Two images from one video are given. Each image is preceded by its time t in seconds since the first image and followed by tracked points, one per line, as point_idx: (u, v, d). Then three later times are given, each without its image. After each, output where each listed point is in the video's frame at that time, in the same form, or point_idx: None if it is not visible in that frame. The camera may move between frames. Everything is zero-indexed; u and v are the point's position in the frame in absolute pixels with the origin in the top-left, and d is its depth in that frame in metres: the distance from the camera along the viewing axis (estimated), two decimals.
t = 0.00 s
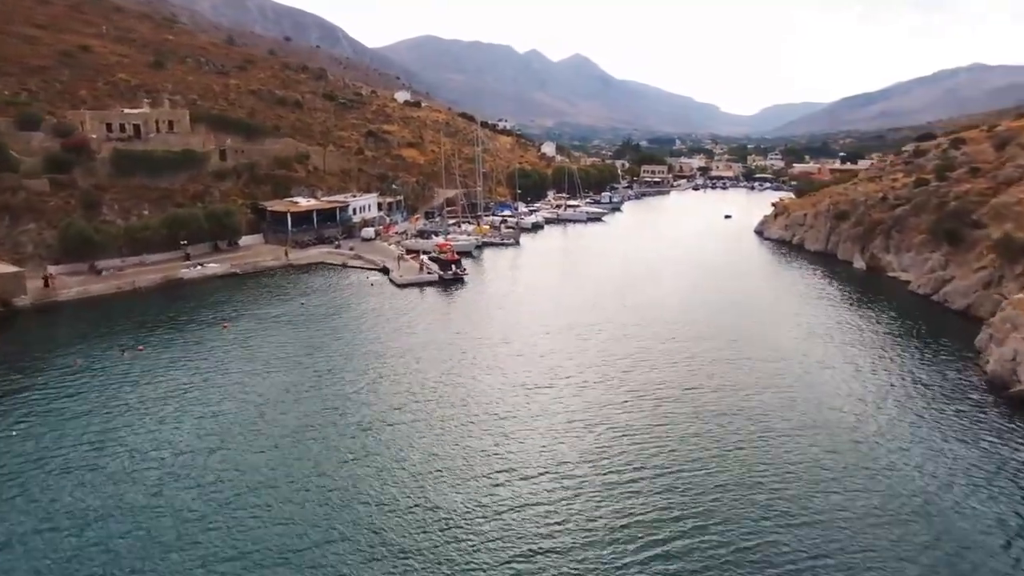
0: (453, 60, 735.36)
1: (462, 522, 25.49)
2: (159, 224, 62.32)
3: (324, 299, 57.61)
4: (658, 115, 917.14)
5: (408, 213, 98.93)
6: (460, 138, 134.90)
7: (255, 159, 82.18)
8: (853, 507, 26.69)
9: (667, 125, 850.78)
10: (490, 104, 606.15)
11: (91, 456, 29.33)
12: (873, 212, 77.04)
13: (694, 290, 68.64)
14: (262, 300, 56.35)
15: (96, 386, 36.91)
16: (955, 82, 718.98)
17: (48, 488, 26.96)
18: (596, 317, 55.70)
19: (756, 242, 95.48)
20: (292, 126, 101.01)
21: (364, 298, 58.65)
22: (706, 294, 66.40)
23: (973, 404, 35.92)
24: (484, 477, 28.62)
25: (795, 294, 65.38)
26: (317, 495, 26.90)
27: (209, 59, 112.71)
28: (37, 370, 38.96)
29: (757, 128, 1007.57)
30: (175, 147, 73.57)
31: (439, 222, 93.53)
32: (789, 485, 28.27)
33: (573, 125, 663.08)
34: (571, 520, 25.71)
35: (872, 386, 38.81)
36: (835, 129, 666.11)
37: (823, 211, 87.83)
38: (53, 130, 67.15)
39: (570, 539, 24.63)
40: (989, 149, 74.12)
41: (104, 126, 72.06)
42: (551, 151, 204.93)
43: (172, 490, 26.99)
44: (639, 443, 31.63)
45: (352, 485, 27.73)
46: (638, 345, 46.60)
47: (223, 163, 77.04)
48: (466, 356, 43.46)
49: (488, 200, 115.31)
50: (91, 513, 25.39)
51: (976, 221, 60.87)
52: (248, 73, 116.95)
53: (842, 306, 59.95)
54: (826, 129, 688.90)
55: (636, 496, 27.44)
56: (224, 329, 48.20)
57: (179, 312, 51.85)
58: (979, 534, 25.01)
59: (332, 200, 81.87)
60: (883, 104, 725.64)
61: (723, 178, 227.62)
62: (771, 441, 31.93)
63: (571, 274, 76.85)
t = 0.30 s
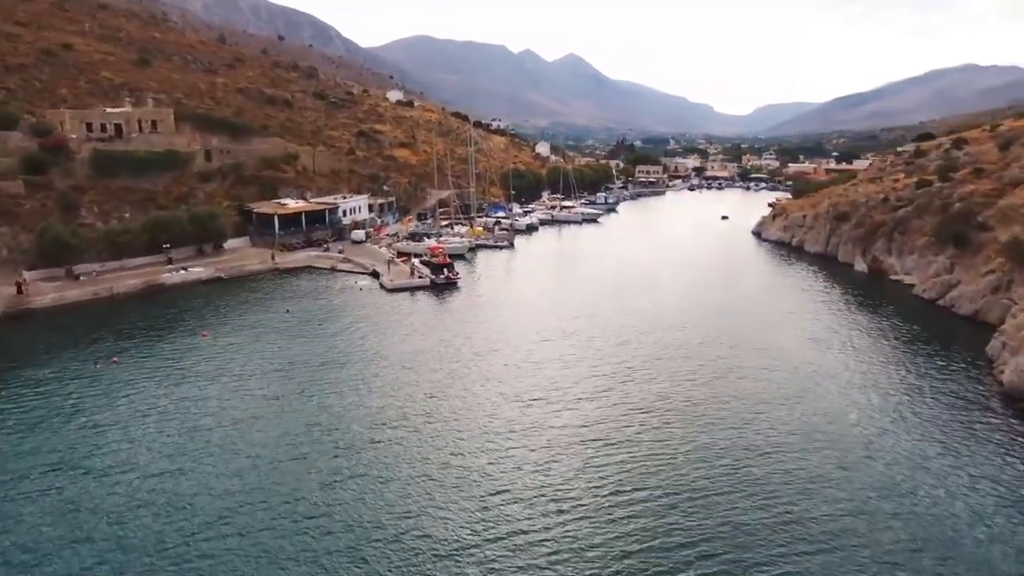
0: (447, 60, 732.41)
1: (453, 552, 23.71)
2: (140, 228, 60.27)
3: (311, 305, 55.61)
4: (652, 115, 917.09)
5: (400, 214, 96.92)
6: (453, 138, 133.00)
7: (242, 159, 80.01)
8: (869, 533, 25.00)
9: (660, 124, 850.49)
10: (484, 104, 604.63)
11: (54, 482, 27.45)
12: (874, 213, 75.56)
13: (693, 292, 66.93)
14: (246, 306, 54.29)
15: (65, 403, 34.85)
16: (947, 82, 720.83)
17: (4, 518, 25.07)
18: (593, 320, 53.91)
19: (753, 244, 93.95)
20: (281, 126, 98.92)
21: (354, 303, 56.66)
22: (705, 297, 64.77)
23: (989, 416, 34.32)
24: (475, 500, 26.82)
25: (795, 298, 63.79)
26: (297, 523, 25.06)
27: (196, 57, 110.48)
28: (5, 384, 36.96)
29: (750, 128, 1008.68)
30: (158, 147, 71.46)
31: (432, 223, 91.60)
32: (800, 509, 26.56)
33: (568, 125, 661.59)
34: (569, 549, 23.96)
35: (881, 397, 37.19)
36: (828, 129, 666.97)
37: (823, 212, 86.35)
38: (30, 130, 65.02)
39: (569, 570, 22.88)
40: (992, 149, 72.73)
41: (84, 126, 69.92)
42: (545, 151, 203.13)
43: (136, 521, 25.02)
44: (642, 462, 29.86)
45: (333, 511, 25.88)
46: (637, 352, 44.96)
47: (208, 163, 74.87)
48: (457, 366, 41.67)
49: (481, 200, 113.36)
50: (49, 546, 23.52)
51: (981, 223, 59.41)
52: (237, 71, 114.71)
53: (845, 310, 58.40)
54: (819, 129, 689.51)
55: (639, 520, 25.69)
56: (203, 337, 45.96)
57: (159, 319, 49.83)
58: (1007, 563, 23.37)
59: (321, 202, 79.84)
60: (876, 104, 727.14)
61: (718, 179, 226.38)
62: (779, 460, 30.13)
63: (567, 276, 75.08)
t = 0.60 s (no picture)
0: (437, 60, 729.17)
1: None
2: (116, 231, 58.03)
3: (294, 311, 53.48)
4: (642, 115, 917.46)
5: (388, 215, 94.85)
6: (443, 138, 131.00)
7: (225, 160, 77.72)
8: (884, 562, 23.34)
9: (651, 124, 850.63)
10: (474, 104, 602.50)
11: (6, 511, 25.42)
12: (871, 214, 74.22)
13: (688, 295, 65.28)
14: (227, 313, 52.16)
15: (27, 420, 32.76)
16: (936, 82, 724.69)
17: None
18: (586, 325, 52.10)
19: (748, 245, 92.51)
20: (266, 125, 96.63)
21: (339, 309, 54.57)
22: (701, 299, 63.14)
23: (1004, 429, 32.76)
24: (464, 527, 25.02)
25: (793, 301, 62.29)
26: (269, 556, 23.16)
27: (179, 55, 108.00)
28: None
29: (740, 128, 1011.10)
30: (136, 147, 69.16)
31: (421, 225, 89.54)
32: (810, 535, 24.87)
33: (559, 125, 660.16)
34: None
35: (889, 408, 35.61)
36: (818, 129, 669.05)
37: (819, 213, 84.97)
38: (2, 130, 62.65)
39: None
40: (992, 149, 71.54)
41: (59, 125, 67.55)
42: (536, 151, 201.28)
43: (94, 556, 23.07)
44: (641, 483, 28.13)
45: (311, 540, 24.02)
46: (634, 360, 43.18)
47: (190, 163, 72.64)
48: (445, 376, 39.78)
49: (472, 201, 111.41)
50: None
51: (983, 224, 58.09)
52: (221, 69, 112.29)
53: (844, 313, 56.91)
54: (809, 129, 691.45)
55: (640, 550, 23.97)
56: (179, 346, 43.81)
57: (133, 326, 47.62)
58: None
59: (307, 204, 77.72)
60: (866, 104, 730.36)
61: (710, 179, 225.37)
62: (786, 480, 28.43)
63: (559, 279, 73.30)
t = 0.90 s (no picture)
0: (424, 60, 726.06)
1: None
2: (86, 236, 55.68)
3: (273, 318, 51.33)
4: (630, 115, 918.67)
5: (373, 217, 92.63)
6: (429, 138, 129.00)
7: (203, 161, 75.31)
8: None
9: (638, 125, 851.88)
10: (462, 104, 600.27)
11: None
12: (865, 215, 73.03)
13: (680, 297, 63.72)
14: (201, 321, 49.91)
15: None
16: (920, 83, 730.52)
17: None
18: (577, 331, 50.31)
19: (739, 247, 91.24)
20: (247, 125, 94.29)
21: (320, 316, 52.38)
22: (694, 302, 61.60)
23: (1016, 443, 31.29)
24: (447, 560, 23.33)
25: (787, 304, 60.93)
26: None
27: (158, 53, 105.38)
28: None
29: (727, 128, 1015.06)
30: (108, 147, 66.78)
31: (406, 227, 87.43)
32: (815, 564, 23.29)
33: (546, 125, 659.06)
34: None
35: (893, 421, 34.07)
36: (804, 129, 671.98)
37: (812, 215, 83.75)
38: None
39: None
40: (987, 150, 70.55)
41: (27, 124, 65.03)
42: (524, 151, 199.65)
43: None
44: (636, 508, 26.45)
45: None
46: (626, 369, 41.45)
47: (166, 164, 70.28)
48: (429, 389, 37.91)
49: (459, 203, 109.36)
50: None
51: (981, 227, 56.92)
52: (202, 68, 109.74)
53: (840, 317, 55.57)
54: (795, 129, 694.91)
55: None
56: (149, 357, 41.60)
57: (101, 335, 45.37)
58: None
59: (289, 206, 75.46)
60: (851, 104, 734.59)
61: (699, 179, 224.68)
62: (789, 503, 26.81)
63: (548, 281, 71.55)
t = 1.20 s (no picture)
0: (413, 60, 722.64)
1: None
2: (55, 241, 53.44)
3: (252, 326, 49.25)
4: (619, 115, 918.88)
5: (359, 220, 90.42)
6: (417, 138, 126.92)
7: (181, 162, 72.97)
8: None
9: (627, 125, 852.09)
10: (451, 104, 598.16)
11: None
12: (861, 217, 71.75)
13: (672, 302, 62.27)
14: (175, 330, 47.71)
15: None
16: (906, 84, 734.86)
17: None
18: (568, 338, 48.55)
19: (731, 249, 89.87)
20: (229, 125, 91.99)
21: (301, 324, 50.22)
22: (687, 306, 60.16)
23: None
24: None
25: (783, 308, 59.50)
26: None
27: (136, 51, 102.79)
28: None
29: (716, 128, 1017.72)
30: (80, 147, 64.51)
31: (393, 230, 85.33)
32: None
33: (536, 126, 657.28)
34: None
35: (901, 437, 32.47)
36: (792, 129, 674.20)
37: (805, 216, 82.44)
38: None
39: None
40: (984, 150, 69.40)
41: None
42: (513, 151, 197.69)
43: None
44: (631, 534, 24.81)
45: None
46: (620, 379, 39.85)
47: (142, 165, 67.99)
48: (414, 401, 36.12)
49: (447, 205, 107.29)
50: None
51: (981, 229, 55.70)
52: (182, 66, 107.19)
53: (836, 322, 54.26)
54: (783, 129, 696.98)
55: None
56: (115, 370, 39.43)
57: (68, 346, 43.24)
58: None
59: (271, 209, 73.24)
60: (839, 105, 737.80)
61: (690, 180, 223.52)
62: (794, 529, 25.21)
63: (539, 285, 69.72)
